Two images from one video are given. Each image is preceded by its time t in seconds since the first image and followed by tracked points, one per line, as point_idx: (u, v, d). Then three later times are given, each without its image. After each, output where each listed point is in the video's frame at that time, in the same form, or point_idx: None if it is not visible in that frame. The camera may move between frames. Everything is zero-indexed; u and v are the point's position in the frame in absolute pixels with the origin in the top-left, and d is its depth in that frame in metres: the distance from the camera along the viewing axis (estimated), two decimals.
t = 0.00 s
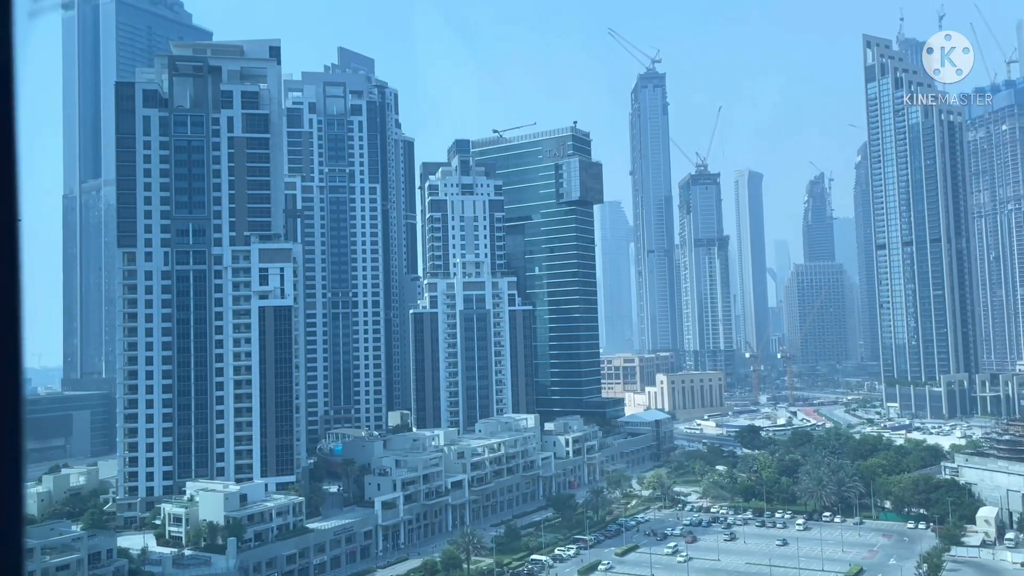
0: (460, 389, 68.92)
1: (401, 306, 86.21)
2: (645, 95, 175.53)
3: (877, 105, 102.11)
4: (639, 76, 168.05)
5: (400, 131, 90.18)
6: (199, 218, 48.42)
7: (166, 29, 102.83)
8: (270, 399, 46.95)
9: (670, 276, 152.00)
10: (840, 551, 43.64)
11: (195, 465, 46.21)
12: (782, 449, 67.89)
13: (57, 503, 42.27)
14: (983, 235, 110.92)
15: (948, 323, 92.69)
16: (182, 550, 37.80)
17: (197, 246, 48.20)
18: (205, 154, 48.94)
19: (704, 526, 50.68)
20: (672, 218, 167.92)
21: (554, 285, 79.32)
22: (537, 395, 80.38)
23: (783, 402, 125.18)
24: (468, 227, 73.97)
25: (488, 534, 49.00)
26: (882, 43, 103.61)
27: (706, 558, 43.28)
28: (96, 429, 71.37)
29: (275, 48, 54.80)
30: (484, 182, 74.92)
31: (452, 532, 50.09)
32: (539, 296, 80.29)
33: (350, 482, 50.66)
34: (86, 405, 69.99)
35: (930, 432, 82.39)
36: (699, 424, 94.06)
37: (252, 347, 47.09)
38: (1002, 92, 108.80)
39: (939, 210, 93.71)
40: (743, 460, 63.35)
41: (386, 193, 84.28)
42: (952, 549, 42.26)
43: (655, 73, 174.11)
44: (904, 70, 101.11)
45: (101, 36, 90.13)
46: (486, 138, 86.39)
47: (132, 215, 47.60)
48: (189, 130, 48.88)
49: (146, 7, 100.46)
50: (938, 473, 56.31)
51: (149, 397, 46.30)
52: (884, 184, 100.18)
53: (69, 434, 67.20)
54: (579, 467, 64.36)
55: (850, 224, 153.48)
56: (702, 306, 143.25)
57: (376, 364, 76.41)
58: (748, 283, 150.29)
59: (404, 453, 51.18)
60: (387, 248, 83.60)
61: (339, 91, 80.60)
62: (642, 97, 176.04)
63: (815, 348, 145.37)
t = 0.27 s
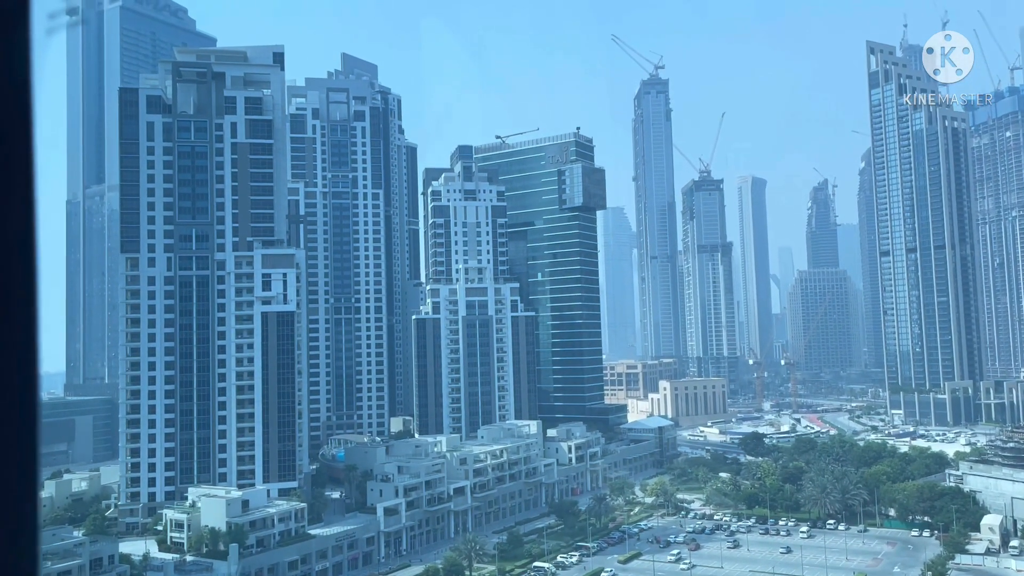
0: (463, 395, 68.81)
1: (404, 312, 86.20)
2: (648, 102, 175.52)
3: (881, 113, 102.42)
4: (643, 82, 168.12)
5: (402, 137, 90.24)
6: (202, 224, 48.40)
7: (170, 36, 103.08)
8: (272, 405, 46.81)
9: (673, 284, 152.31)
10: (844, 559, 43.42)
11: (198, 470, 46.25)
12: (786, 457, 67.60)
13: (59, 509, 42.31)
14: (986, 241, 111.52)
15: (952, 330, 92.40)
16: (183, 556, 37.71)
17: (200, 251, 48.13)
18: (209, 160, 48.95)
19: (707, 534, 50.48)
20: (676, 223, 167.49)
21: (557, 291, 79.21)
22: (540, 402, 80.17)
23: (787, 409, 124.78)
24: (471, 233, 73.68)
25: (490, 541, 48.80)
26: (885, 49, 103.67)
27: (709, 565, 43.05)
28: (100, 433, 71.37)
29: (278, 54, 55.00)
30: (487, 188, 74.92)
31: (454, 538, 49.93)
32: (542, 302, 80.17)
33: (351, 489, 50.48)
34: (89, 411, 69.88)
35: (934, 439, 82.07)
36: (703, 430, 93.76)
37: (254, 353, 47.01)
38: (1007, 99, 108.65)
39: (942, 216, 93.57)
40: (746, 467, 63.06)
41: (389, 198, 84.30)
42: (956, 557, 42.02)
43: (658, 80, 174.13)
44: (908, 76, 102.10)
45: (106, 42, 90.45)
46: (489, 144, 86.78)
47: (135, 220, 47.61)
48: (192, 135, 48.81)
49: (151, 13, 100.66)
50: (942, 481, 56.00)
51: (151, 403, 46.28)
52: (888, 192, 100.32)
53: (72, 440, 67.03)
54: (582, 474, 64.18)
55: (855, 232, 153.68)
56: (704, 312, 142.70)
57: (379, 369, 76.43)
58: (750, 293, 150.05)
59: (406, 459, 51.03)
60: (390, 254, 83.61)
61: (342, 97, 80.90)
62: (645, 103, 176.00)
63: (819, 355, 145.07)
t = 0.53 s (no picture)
0: (462, 399, 68.79)
1: (403, 316, 86.22)
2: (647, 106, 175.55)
3: (880, 117, 102.45)
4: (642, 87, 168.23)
5: (402, 141, 90.34)
6: (201, 227, 48.42)
7: (170, 39, 103.04)
8: (271, 408, 46.82)
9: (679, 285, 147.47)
10: (843, 563, 43.38)
11: (196, 474, 46.14)
12: (785, 461, 67.57)
13: (57, 512, 42.10)
14: (984, 246, 111.71)
15: (951, 334, 92.38)
16: (182, 560, 37.70)
17: (199, 255, 48.15)
18: (209, 163, 49.01)
19: (705, 538, 50.44)
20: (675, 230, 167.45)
21: (556, 295, 79.23)
22: (539, 406, 80.08)
23: (786, 413, 124.68)
24: (470, 237, 73.74)
25: (488, 545, 48.78)
26: (884, 54, 103.75)
27: (708, 570, 43.01)
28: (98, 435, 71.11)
29: (278, 58, 54.95)
30: (487, 192, 74.93)
31: (453, 543, 49.93)
32: (542, 306, 80.19)
33: (350, 493, 50.40)
34: (88, 413, 69.72)
35: (933, 443, 82.10)
36: (701, 435, 93.72)
37: (253, 356, 47.06)
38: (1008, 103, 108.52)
39: (941, 220, 93.67)
40: (745, 472, 63.02)
41: (389, 202, 84.32)
42: (955, 561, 41.96)
43: (657, 84, 174.20)
44: (906, 81, 101.93)
45: (106, 45, 90.57)
46: (489, 148, 86.60)
47: (135, 223, 47.61)
48: (192, 139, 48.92)
49: (151, 16, 100.35)
50: (941, 486, 55.99)
51: (150, 406, 46.25)
52: (887, 197, 100.44)
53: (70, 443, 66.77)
54: (581, 478, 64.13)
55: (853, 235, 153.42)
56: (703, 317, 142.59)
57: (378, 373, 76.41)
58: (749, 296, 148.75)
59: (405, 463, 50.97)
60: (389, 257, 83.60)
61: (341, 101, 80.41)
62: (644, 107, 175.99)
63: (818, 359, 145.13)
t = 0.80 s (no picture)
0: (456, 403, 68.80)
1: (397, 320, 86.19)
2: (642, 110, 175.14)
3: (873, 122, 102.47)
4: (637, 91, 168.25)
5: (397, 144, 90.40)
6: (196, 231, 48.38)
7: (165, 42, 102.61)
8: (265, 412, 46.73)
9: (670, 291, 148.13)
10: (836, 568, 43.50)
11: (190, 477, 46.05)
12: (778, 465, 67.73)
13: (49, 516, 42.20)
14: (977, 251, 112.54)
15: (944, 339, 92.79)
16: (175, 564, 37.66)
17: (194, 258, 48.11)
18: (203, 166, 48.97)
19: (699, 542, 50.53)
20: (669, 235, 167.11)
21: (551, 299, 79.32)
22: (533, 410, 80.09)
23: (780, 417, 124.90)
24: (465, 242, 74.16)
25: (482, 549, 48.81)
26: (878, 59, 103.84)
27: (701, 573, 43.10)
28: (91, 438, 70.95)
29: (273, 61, 54.84)
30: (482, 196, 74.90)
31: (447, 546, 49.96)
32: (536, 309, 80.28)
33: (344, 496, 50.29)
34: (81, 416, 69.42)
35: (925, 448, 82.39)
36: (695, 439, 93.83)
37: (247, 360, 46.99)
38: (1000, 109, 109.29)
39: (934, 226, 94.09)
40: (739, 476, 63.10)
41: (383, 205, 84.30)
42: (948, 565, 42.14)
43: (652, 88, 174.24)
44: (899, 86, 101.56)
45: (100, 48, 90.59)
46: (484, 152, 86.14)
47: (129, 227, 47.57)
48: (187, 142, 48.97)
49: (147, 18, 99.81)
50: (933, 490, 56.18)
51: (144, 409, 46.20)
52: (880, 203, 100.63)
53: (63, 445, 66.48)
54: (575, 482, 64.16)
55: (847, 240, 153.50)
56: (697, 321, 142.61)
57: (372, 377, 76.40)
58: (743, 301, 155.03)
59: (398, 467, 50.94)
60: (384, 260, 83.59)
61: (336, 104, 80.31)
62: (640, 112, 175.63)
63: (811, 363, 145.63)
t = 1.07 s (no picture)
0: (447, 405, 68.67)
1: (389, 322, 86.05)
2: (634, 113, 175.03)
3: (863, 125, 102.78)
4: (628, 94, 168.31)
5: (389, 146, 90.23)
6: (186, 231, 48.13)
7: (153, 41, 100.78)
8: (255, 414, 46.52)
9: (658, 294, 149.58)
10: (827, 570, 43.56)
11: (179, 480, 45.76)
12: (769, 468, 67.79)
13: (38, 518, 42.68)
14: (966, 254, 113.34)
15: (934, 342, 93.17)
16: (164, 567, 37.39)
17: (184, 259, 47.86)
18: (194, 167, 48.73)
19: (690, 545, 50.53)
20: (660, 238, 167.11)
21: (543, 302, 79.34)
22: (525, 412, 80.01)
23: (770, 420, 125.07)
24: (457, 243, 73.73)
25: (473, 552, 48.67)
26: (868, 63, 104.03)
27: None
28: (80, 440, 70.09)
29: (264, 61, 54.60)
30: (474, 198, 74.88)
31: (438, 549, 49.86)
32: (528, 312, 80.26)
33: (334, 499, 50.06)
34: (70, 417, 68.68)
35: (915, 450, 82.70)
36: (686, 441, 93.89)
37: (237, 361, 46.77)
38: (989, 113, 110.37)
39: (924, 230, 94.53)
40: (729, 478, 63.13)
41: (375, 207, 84.13)
42: (938, 568, 42.28)
43: (644, 91, 174.34)
44: (890, 90, 101.53)
45: (92, 47, 90.20)
46: (476, 154, 86.01)
47: (119, 227, 47.28)
48: (177, 142, 48.72)
49: (134, 18, 98.01)
50: (923, 492, 56.36)
51: (133, 411, 45.94)
52: (870, 206, 101.03)
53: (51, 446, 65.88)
54: (566, 484, 64.09)
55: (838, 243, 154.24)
56: (688, 324, 142.71)
57: (363, 378, 76.24)
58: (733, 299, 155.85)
59: (390, 469, 50.75)
60: (375, 261, 83.41)
61: (328, 106, 80.16)
62: (631, 115, 175.67)
63: (802, 366, 146.09)
